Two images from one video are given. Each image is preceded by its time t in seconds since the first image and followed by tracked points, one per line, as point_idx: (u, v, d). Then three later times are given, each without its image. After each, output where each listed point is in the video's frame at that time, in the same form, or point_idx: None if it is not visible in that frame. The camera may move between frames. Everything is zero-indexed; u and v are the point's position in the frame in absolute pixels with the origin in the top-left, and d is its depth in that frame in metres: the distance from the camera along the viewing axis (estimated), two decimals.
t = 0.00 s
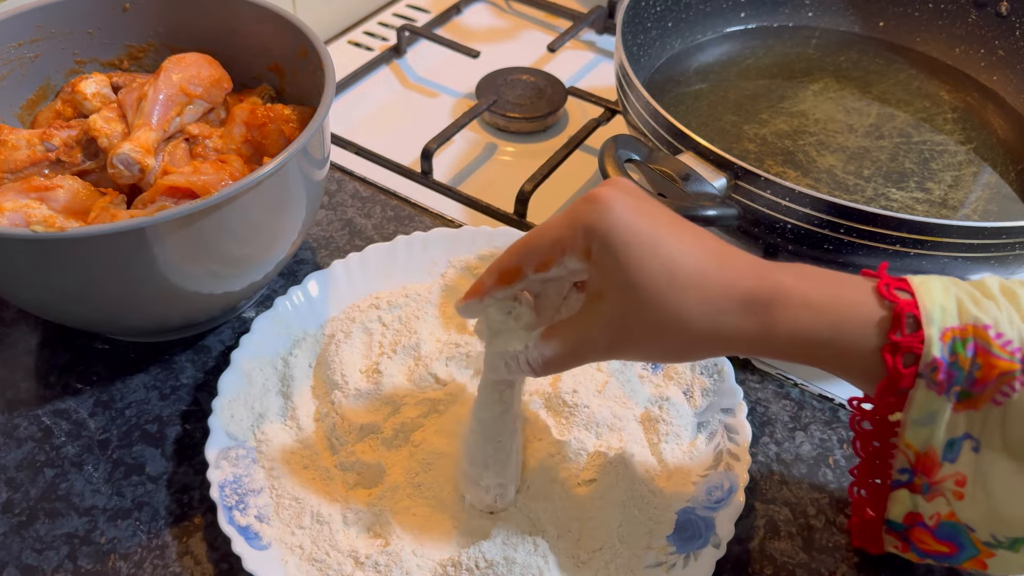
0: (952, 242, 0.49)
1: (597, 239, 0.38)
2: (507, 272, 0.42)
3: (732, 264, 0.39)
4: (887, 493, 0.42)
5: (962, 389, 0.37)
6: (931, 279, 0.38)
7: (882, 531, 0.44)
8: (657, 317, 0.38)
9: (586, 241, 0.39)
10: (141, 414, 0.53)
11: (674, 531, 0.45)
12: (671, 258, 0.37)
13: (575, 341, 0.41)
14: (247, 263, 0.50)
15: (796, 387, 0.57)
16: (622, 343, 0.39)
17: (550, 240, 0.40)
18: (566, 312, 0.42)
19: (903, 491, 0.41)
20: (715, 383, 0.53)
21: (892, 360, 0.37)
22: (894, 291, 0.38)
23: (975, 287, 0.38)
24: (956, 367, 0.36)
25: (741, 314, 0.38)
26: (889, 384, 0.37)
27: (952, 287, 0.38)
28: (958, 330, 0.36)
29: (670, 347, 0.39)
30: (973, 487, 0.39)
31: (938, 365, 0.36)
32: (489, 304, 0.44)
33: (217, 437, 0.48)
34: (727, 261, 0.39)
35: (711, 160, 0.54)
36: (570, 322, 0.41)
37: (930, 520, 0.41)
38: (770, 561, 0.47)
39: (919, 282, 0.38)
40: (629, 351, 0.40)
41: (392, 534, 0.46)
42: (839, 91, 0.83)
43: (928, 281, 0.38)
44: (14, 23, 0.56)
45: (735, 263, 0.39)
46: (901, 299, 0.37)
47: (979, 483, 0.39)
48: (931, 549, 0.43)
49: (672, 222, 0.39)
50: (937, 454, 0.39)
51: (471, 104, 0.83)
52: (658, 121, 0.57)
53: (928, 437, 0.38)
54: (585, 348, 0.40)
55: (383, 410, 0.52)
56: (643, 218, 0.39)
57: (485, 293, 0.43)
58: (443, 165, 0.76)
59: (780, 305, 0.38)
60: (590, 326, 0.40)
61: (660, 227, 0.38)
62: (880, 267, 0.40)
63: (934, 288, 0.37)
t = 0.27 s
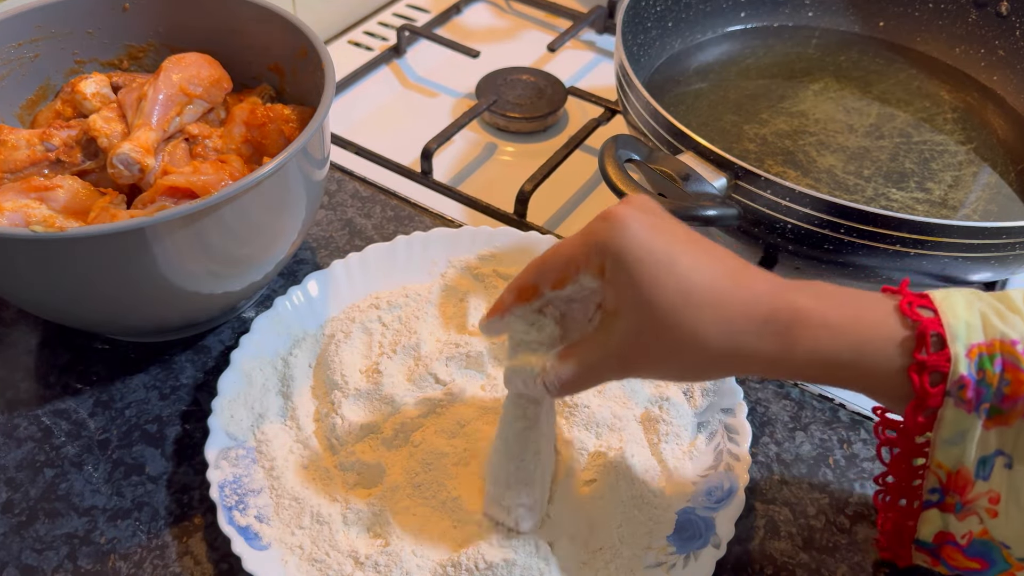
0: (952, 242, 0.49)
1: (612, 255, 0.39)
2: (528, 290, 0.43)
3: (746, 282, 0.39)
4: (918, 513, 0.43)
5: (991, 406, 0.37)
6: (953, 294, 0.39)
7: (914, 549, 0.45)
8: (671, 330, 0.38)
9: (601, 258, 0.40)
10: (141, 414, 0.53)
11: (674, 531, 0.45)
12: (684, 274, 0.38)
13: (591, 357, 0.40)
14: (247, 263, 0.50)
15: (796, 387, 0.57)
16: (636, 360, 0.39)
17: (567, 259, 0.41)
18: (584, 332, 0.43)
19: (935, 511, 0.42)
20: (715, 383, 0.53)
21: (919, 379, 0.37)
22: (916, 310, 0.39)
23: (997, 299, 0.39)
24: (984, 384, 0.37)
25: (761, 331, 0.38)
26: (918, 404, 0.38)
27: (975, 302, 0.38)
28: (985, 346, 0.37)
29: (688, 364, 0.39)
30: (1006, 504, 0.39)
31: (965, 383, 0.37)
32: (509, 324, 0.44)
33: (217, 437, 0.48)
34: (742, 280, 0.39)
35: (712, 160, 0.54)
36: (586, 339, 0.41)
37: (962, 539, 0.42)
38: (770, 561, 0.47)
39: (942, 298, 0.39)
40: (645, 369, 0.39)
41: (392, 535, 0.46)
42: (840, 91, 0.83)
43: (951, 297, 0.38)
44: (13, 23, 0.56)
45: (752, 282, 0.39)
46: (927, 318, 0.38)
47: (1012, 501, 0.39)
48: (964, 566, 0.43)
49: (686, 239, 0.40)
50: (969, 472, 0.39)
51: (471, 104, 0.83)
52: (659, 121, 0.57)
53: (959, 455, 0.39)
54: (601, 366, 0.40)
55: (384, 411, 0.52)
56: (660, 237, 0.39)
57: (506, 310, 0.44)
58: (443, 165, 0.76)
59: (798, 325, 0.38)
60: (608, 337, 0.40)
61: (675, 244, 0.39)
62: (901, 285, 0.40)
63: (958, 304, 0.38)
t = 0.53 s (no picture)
0: (952, 242, 0.49)
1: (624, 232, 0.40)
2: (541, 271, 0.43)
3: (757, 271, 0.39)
4: (920, 492, 0.43)
5: (1000, 389, 0.37)
6: (961, 281, 0.39)
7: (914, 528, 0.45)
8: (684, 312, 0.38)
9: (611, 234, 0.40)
10: (141, 414, 0.53)
11: (675, 531, 0.46)
12: (699, 258, 0.38)
13: (599, 333, 0.39)
14: (247, 262, 0.50)
15: (796, 387, 0.57)
16: (645, 336, 0.38)
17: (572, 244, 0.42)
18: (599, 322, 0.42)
19: (938, 491, 0.42)
20: (715, 382, 0.53)
21: (929, 360, 0.37)
22: (927, 293, 0.39)
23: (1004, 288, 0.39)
24: (994, 366, 0.37)
25: (773, 308, 0.38)
26: (929, 384, 0.38)
27: (984, 290, 0.39)
28: (995, 330, 0.37)
29: (693, 345, 0.38)
30: (1008, 486, 0.40)
31: (976, 365, 0.37)
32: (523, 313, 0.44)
33: (217, 437, 0.48)
34: (750, 267, 0.39)
35: (711, 160, 0.54)
36: (593, 318, 0.40)
37: (964, 519, 0.42)
38: (770, 561, 0.47)
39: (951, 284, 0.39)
40: (652, 351, 0.39)
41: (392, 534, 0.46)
42: (840, 91, 0.83)
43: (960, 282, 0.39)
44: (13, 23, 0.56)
45: (760, 268, 0.39)
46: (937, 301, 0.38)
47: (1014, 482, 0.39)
48: (963, 547, 0.43)
49: (697, 230, 0.40)
50: (975, 454, 0.40)
51: (471, 104, 0.83)
52: (659, 121, 0.57)
53: (966, 436, 0.39)
54: (610, 343, 0.39)
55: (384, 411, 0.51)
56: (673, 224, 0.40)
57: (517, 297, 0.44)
58: (442, 165, 0.76)
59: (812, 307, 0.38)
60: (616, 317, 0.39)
61: (683, 228, 0.40)
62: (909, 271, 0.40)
63: (967, 290, 0.38)
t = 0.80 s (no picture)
0: (952, 242, 0.49)
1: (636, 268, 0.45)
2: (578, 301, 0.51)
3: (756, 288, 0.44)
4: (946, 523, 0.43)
5: (999, 405, 0.39)
6: (963, 299, 0.42)
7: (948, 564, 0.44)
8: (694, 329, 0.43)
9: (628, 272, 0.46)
10: (141, 414, 0.53)
11: (675, 531, 0.46)
12: (696, 273, 0.44)
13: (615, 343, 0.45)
14: (247, 262, 0.50)
15: (796, 387, 0.57)
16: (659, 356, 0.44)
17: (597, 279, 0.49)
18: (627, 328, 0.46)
19: (960, 521, 0.42)
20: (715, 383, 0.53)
21: (927, 380, 0.40)
22: (924, 315, 0.42)
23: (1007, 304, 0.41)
24: (991, 384, 0.39)
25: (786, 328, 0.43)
26: (928, 404, 0.41)
27: (982, 308, 0.41)
28: (990, 348, 0.39)
29: (701, 363, 0.44)
30: None
31: (971, 383, 0.39)
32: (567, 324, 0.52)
33: (217, 437, 0.48)
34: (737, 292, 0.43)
35: (711, 160, 0.54)
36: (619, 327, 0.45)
37: (991, 545, 0.41)
38: (770, 561, 0.47)
39: (950, 300, 0.42)
40: (665, 361, 0.44)
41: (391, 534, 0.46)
42: (839, 91, 0.83)
43: (961, 301, 0.41)
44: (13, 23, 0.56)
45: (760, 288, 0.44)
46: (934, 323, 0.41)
47: None
48: None
49: (696, 255, 0.45)
50: (984, 472, 0.40)
51: (471, 104, 0.83)
52: (658, 121, 0.57)
53: (973, 454, 0.40)
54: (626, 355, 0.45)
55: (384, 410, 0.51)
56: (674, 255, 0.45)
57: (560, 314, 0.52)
58: (443, 165, 0.76)
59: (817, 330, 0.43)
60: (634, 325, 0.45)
61: (685, 260, 0.45)
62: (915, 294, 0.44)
63: (965, 309, 0.41)
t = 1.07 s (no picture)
0: (951, 242, 0.49)
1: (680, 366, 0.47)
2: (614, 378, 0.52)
3: (797, 355, 0.45)
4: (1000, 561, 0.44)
5: None
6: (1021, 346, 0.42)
7: None
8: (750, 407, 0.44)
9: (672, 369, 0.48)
10: (141, 414, 0.53)
11: (676, 530, 0.46)
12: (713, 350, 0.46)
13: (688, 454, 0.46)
14: (247, 262, 0.50)
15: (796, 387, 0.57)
16: (734, 431, 0.44)
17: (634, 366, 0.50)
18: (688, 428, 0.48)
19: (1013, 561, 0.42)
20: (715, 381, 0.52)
21: (996, 436, 0.41)
22: (986, 366, 0.42)
23: None
24: None
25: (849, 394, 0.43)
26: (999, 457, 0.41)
27: None
28: None
29: (791, 419, 0.43)
30: None
31: None
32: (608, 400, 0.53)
33: (217, 437, 0.48)
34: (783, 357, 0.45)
35: (711, 160, 0.54)
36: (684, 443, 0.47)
37: None
38: (770, 561, 0.47)
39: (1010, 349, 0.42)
40: (749, 427, 0.44)
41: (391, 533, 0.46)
42: (839, 91, 0.83)
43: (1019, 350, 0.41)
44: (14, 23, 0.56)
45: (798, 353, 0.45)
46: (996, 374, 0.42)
47: None
48: None
49: (730, 334, 0.47)
50: None
51: (471, 104, 0.83)
52: (658, 121, 0.57)
53: None
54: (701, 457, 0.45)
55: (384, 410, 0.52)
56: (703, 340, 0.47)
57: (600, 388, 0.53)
58: (443, 165, 0.76)
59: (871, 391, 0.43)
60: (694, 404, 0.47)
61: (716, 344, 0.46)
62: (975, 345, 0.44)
63: None
